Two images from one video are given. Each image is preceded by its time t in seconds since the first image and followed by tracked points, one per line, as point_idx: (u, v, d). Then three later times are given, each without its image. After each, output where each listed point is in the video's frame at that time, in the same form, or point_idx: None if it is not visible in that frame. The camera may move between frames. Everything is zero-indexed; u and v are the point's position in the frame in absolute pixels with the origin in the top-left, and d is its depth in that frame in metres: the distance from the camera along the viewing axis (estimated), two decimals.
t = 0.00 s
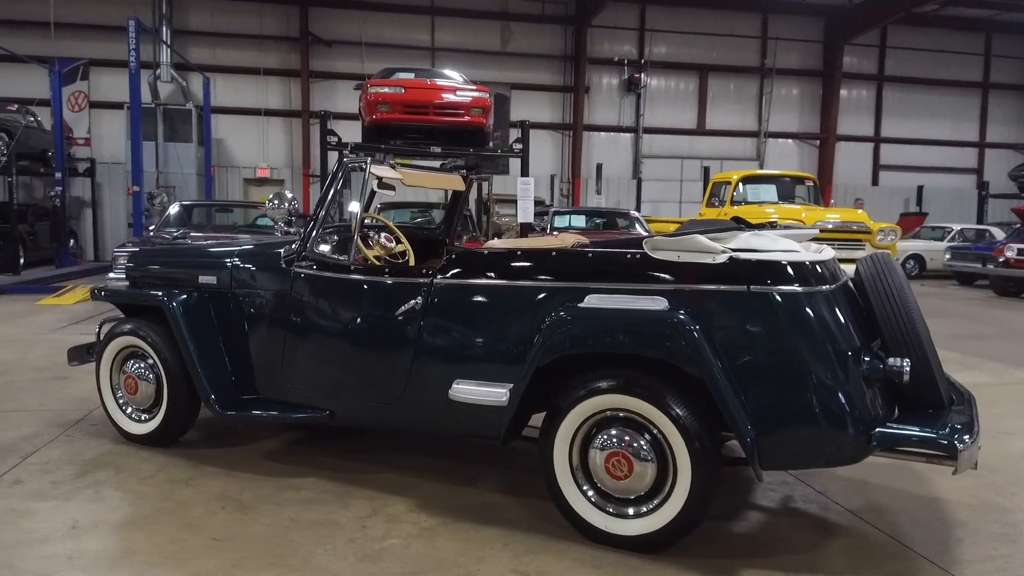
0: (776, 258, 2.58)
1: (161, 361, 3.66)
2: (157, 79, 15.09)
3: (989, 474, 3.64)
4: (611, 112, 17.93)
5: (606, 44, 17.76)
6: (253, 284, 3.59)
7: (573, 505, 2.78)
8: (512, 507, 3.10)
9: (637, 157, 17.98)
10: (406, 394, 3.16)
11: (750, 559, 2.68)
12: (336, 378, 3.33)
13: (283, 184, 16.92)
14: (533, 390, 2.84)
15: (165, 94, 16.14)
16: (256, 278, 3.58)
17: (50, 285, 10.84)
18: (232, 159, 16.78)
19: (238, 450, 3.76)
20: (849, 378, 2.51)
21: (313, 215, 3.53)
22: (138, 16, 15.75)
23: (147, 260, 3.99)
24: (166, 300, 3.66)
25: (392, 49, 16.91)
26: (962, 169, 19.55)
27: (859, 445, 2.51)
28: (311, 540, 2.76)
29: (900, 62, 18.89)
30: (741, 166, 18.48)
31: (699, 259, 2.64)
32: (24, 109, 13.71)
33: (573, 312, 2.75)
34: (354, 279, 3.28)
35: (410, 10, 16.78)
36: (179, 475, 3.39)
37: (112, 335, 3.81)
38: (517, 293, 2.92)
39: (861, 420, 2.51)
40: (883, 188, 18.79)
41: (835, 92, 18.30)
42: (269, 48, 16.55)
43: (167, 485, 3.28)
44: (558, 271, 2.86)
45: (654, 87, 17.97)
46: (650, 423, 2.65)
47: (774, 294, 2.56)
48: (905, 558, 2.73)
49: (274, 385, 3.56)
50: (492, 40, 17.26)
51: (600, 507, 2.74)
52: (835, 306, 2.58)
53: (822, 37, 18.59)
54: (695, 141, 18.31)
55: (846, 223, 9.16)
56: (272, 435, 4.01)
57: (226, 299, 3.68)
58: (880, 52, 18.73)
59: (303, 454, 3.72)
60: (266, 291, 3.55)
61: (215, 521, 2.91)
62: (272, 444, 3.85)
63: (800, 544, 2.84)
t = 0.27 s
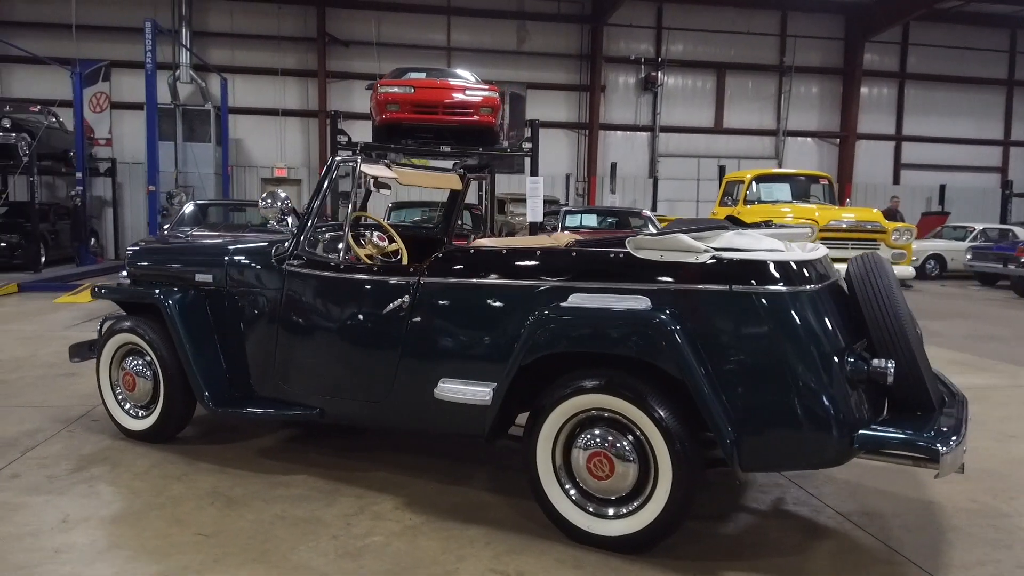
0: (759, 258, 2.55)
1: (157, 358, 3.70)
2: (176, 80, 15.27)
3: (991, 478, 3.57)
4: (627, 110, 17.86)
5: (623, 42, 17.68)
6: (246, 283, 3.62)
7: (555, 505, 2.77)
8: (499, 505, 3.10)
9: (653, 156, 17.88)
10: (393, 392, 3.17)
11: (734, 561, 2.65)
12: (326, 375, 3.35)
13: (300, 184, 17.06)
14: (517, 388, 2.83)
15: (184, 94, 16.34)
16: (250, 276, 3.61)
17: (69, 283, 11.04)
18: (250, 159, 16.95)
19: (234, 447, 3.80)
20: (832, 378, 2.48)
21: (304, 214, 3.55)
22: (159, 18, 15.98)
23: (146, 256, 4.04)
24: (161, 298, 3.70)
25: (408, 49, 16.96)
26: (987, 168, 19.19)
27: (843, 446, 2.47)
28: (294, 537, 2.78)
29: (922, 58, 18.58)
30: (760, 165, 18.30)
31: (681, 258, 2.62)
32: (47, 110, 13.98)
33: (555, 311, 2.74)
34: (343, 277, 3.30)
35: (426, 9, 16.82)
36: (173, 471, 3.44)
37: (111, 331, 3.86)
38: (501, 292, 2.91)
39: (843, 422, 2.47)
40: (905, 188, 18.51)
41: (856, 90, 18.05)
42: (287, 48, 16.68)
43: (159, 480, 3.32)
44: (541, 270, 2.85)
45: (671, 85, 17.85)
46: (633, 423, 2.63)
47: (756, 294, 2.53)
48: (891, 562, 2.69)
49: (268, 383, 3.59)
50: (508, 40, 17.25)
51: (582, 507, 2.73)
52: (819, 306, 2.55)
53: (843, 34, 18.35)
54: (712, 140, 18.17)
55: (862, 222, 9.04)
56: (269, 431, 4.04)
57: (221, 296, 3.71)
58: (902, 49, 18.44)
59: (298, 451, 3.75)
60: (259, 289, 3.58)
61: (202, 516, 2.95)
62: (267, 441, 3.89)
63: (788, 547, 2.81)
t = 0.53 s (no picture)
0: (740, 255, 2.54)
1: (152, 354, 3.73)
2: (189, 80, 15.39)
3: (990, 479, 3.50)
4: (639, 109, 17.80)
5: (635, 40, 17.62)
6: (240, 280, 3.65)
7: (538, 503, 2.75)
8: (485, 503, 3.09)
9: (665, 155, 17.80)
10: (380, 388, 3.17)
11: (717, 562, 2.62)
12: (315, 371, 3.36)
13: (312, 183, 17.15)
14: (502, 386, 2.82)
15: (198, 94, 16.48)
16: (243, 273, 3.64)
17: (82, 280, 11.18)
18: (262, 158, 17.06)
19: (227, 443, 3.82)
20: (816, 376, 2.45)
21: (295, 211, 3.56)
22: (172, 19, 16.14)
23: (144, 253, 4.08)
24: (155, 295, 3.73)
25: (420, 49, 16.99)
26: (1005, 167, 18.91)
27: (826, 446, 2.44)
28: (278, 533, 2.79)
29: (939, 55, 18.35)
30: (773, 163, 18.16)
31: (664, 255, 2.60)
32: (62, 110, 14.19)
33: (538, 308, 2.73)
34: (332, 273, 3.31)
35: (437, 9, 16.85)
36: (165, 467, 3.46)
37: (107, 328, 3.90)
38: (485, 289, 2.91)
39: (827, 421, 2.44)
40: (921, 186, 18.28)
41: (870, 87, 17.86)
42: (299, 48, 16.77)
43: (150, 476, 3.35)
44: (525, 268, 2.84)
45: (683, 84, 17.77)
46: (616, 421, 2.61)
47: (739, 291, 2.51)
48: (878, 564, 2.65)
49: (260, 379, 3.61)
50: (519, 39, 17.24)
51: (565, 505, 2.72)
52: (803, 304, 2.53)
53: (857, 31, 18.16)
54: (725, 138, 18.05)
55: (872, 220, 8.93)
56: (264, 428, 4.06)
57: (215, 293, 3.74)
58: (918, 46, 18.23)
59: (290, 447, 3.76)
60: (253, 286, 3.60)
61: (189, 512, 2.96)
62: (261, 437, 3.91)
63: (775, 547, 2.77)
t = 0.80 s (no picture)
0: (722, 252, 2.49)
1: (148, 351, 3.78)
2: (208, 80, 15.56)
3: (990, 483, 3.43)
4: (655, 106, 17.70)
5: (651, 37, 17.52)
6: (234, 278, 3.68)
7: (519, 501, 2.74)
8: (471, 501, 3.08)
9: (681, 153, 17.68)
10: (366, 386, 3.18)
11: (699, 563, 2.59)
12: (305, 368, 3.39)
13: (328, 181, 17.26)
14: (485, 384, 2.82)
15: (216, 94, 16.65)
16: (237, 271, 3.67)
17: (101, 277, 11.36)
18: (280, 157, 17.21)
19: (222, 439, 3.85)
20: (797, 377, 2.42)
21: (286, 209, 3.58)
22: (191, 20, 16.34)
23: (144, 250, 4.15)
24: (150, 293, 3.77)
25: (435, 47, 17.01)
26: None
27: (807, 448, 2.41)
28: (261, 529, 2.81)
29: (962, 51, 18.02)
30: (792, 161, 17.96)
31: (643, 253, 2.58)
32: (83, 110, 14.45)
33: (519, 306, 2.71)
34: (320, 272, 3.33)
35: (452, 7, 16.86)
36: (158, 462, 3.49)
37: (106, 324, 3.95)
38: (469, 288, 2.90)
39: (806, 423, 2.41)
40: (943, 184, 17.97)
41: (892, 84, 17.58)
42: (316, 47, 16.88)
43: (143, 471, 3.39)
44: (508, 266, 2.83)
45: (700, 81, 17.62)
46: (596, 421, 2.59)
47: (719, 290, 2.48)
48: (863, 567, 2.60)
49: (253, 376, 3.64)
50: (535, 36, 17.21)
51: (546, 504, 2.70)
52: (786, 303, 2.48)
53: (879, 27, 17.88)
54: (743, 136, 17.88)
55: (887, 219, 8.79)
56: (261, 424, 4.09)
57: (211, 291, 3.78)
58: (941, 42, 17.91)
59: (284, 443, 3.78)
60: (246, 284, 3.64)
61: (176, 507, 2.99)
62: (257, 433, 3.94)
63: (760, 548, 2.74)
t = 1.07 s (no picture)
0: (711, 249, 2.47)
1: (150, 346, 3.82)
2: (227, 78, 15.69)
3: (995, 485, 3.36)
4: (673, 102, 17.56)
5: (669, 33, 17.40)
6: (235, 274, 3.72)
7: (508, 498, 2.73)
8: (463, 499, 3.08)
9: (699, 149, 17.53)
10: (361, 382, 3.20)
11: (688, 564, 2.56)
12: (302, 363, 3.41)
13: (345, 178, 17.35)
14: (476, 381, 2.81)
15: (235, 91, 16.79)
16: (238, 268, 3.71)
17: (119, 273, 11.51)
18: (298, 154, 17.32)
19: (223, 434, 3.88)
20: (787, 376, 2.38)
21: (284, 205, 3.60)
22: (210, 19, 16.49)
23: (150, 246, 4.22)
24: (152, 289, 3.82)
25: (452, 44, 17.00)
26: None
27: (796, 447, 2.37)
28: (252, 523, 2.82)
29: (988, 45, 17.69)
30: (812, 157, 17.73)
31: (633, 250, 2.57)
32: (105, 108, 14.66)
33: (508, 303, 2.70)
34: (317, 268, 3.35)
35: (469, 4, 16.85)
36: (158, 456, 3.53)
37: (110, 319, 4.00)
38: (461, 285, 2.91)
39: (796, 422, 2.37)
40: (967, 180, 17.66)
41: (914, 78, 17.30)
42: (333, 45, 16.95)
43: (142, 465, 3.42)
44: (499, 263, 2.83)
45: (718, 76, 17.46)
46: (585, 419, 2.57)
47: (707, 287, 2.45)
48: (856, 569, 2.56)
49: (252, 371, 3.67)
50: (552, 32, 17.15)
51: (535, 501, 2.69)
52: (777, 301, 2.45)
53: (901, 21, 17.59)
54: (762, 132, 17.69)
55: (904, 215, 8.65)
56: (262, 419, 4.11)
57: (212, 287, 3.82)
58: (965, 35, 17.59)
59: (283, 438, 3.81)
60: (246, 280, 3.67)
61: (171, 501, 3.02)
62: (257, 428, 3.96)
63: (753, 549, 2.70)
